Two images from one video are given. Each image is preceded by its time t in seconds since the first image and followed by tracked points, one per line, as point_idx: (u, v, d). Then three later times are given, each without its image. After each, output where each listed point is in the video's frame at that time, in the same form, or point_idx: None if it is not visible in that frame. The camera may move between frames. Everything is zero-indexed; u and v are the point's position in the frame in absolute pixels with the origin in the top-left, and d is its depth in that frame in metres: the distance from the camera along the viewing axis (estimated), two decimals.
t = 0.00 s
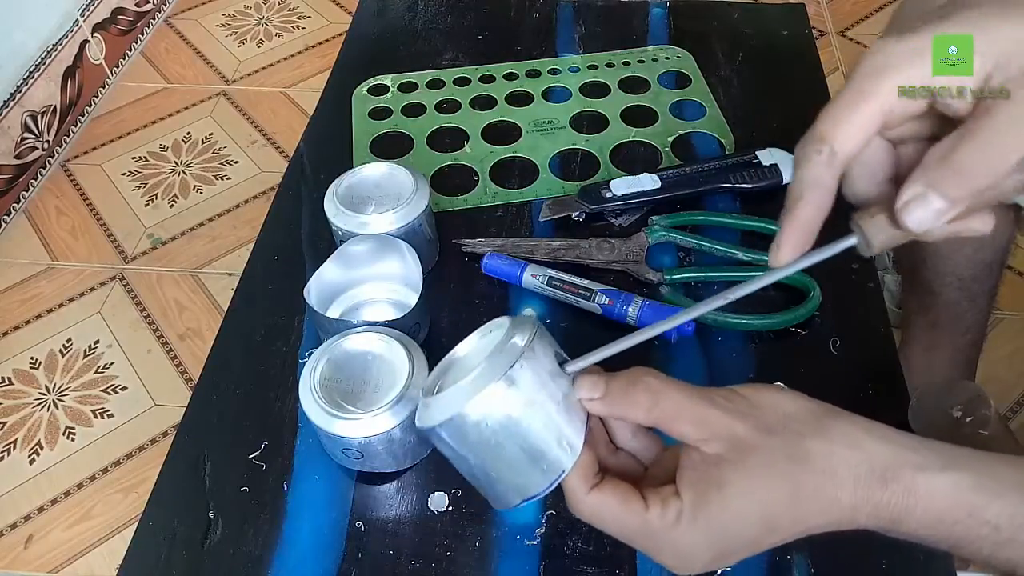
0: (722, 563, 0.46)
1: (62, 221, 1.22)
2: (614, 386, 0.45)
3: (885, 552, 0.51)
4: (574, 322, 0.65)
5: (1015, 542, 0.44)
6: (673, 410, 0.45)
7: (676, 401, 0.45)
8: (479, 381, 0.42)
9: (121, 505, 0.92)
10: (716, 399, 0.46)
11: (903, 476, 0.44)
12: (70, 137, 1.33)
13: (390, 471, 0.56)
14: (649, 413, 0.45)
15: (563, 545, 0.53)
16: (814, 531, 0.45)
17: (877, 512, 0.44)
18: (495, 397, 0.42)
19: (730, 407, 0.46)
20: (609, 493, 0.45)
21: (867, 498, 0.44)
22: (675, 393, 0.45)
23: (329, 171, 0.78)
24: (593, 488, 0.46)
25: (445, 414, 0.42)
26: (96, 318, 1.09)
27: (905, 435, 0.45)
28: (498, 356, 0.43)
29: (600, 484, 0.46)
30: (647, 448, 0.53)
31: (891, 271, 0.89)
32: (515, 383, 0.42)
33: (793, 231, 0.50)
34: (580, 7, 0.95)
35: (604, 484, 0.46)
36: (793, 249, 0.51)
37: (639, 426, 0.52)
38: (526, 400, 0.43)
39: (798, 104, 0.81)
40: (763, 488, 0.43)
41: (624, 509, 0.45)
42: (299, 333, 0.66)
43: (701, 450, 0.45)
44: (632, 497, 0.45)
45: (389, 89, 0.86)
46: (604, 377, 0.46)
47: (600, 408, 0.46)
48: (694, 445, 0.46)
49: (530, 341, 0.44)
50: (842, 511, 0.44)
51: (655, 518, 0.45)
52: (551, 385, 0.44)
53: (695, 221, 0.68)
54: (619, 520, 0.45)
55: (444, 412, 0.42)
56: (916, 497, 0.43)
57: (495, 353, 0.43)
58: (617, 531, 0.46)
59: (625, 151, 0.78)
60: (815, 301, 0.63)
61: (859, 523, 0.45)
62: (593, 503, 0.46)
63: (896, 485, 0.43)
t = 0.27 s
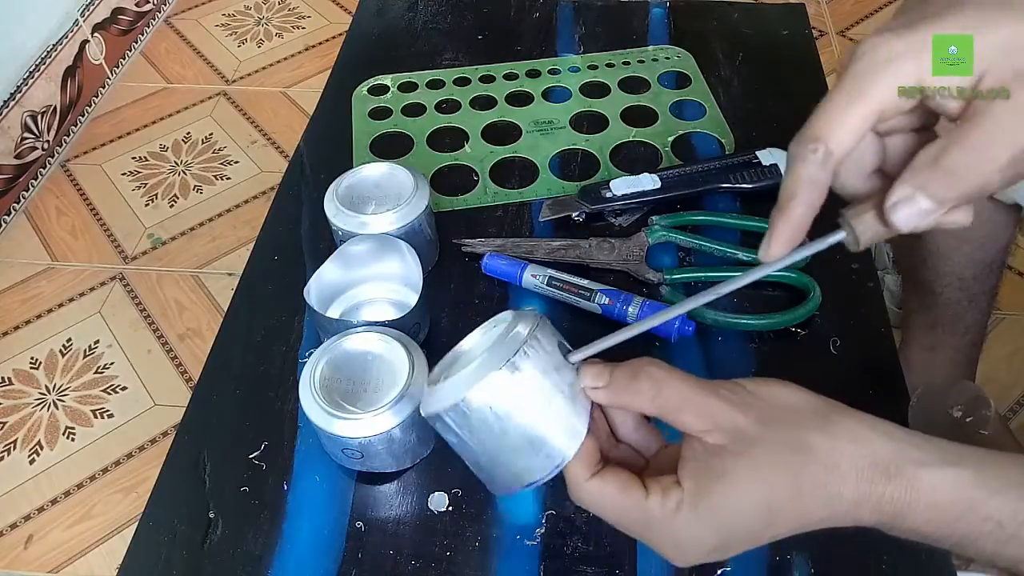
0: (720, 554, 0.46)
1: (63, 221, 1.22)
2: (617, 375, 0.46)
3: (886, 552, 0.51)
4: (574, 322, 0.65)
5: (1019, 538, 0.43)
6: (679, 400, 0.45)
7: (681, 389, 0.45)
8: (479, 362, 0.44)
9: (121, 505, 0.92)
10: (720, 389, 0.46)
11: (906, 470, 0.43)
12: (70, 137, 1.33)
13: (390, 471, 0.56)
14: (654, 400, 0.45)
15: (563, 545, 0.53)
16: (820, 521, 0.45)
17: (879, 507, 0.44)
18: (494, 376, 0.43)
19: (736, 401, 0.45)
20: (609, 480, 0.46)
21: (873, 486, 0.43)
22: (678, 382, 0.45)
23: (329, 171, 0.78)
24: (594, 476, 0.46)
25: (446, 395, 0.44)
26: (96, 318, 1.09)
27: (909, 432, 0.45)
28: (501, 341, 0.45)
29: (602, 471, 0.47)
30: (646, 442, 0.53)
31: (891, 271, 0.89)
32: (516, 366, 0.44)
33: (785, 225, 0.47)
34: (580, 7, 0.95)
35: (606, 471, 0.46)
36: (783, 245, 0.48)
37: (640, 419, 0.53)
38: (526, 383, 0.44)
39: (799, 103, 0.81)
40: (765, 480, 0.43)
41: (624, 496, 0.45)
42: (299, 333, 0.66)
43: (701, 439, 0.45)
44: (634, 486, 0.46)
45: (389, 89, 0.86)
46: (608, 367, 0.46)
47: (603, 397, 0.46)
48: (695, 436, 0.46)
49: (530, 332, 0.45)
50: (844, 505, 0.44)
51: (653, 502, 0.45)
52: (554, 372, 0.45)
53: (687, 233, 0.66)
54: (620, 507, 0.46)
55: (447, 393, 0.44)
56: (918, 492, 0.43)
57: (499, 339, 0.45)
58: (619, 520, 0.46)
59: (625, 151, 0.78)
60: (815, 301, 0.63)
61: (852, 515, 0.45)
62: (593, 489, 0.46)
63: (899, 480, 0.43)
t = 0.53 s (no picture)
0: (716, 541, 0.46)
1: (63, 221, 1.22)
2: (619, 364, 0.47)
3: (886, 553, 0.51)
4: (574, 322, 0.65)
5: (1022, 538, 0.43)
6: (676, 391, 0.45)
7: (682, 382, 0.45)
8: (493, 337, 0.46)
9: (121, 505, 0.92)
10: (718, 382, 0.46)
11: (907, 468, 0.43)
12: (70, 137, 1.33)
13: (390, 471, 0.56)
14: (656, 388, 0.46)
15: (563, 545, 0.53)
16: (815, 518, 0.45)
17: (879, 505, 0.43)
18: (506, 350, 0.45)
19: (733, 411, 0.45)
20: (607, 463, 0.47)
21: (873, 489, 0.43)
22: (680, 374, 0.45)
23: (329, 171, 0.78)
24: (591, 460, 0.47)
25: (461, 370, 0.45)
26: (96, 317, 1.09)
27: (909, 431, 0.45)
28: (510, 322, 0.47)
29: (599, 455, 0.47)
30: (649, 432, 0.53)
31: (891, 271, 0.89)
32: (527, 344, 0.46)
33: (780, 209, 0.48)
34: (580, 7, 0.95)
35: (603, 454, 0.47)
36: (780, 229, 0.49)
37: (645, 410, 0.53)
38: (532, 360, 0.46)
39: (799, 104, 0.81)
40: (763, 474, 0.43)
41: (623, 480, 0.46)
42: (299, 333, 0.66)
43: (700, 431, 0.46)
44: (633, 472, 0.46)
45: (389, 89, 0.86)
46: (611, 357, 0.48)
47: (605, 386, 0.47)
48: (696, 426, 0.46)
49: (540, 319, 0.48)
50: (843, 500, 0.43)
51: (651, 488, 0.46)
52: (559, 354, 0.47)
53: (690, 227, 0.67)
54: (617, 490, 0.46)
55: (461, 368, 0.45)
56: (918, 491, 0.43)
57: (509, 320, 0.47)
58: (615, 503, 0.47)
59: (625, 151, 0.78)
60: (815, 301, 0.63)
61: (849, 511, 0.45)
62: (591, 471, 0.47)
63: (900, 477, 0.43)
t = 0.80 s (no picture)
0: None
1: (63, 221, 1.22)
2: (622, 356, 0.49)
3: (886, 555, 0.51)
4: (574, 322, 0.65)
5: None
6: (665, 392, 0.46)
7: (671, 381, 0.46)
8: (545, 379, 0.46)
9: (121, 505, 0.92)
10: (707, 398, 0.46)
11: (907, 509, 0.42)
12: (70, 137, 1.33)
13: (390, 471, 0.57)
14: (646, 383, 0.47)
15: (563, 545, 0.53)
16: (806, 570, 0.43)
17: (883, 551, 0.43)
18: (566, 401, 0.46)
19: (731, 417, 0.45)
20: (555, 495, 0.43)
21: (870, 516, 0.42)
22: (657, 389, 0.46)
23: (329, 171, 0.78)
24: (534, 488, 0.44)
25: (511, 412, 0.45)
26: (96, 318, 1.09)
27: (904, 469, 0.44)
28: (554, 358, 0.47)
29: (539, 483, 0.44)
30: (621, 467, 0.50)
31: (891, 271, 0.89)
32: (587, 395, 0.47)
33: (782, 128, 0.49)
34: (580, 7, 0.95)
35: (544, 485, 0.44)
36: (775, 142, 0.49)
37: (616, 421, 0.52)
38: (575, 410, 0.47)
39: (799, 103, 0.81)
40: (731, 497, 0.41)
41: (577, 510, 0.43)
42: (299, 332, 0.66)
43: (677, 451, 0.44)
44: (588, 502, 0.43)
45: (389, 89, 0.86)
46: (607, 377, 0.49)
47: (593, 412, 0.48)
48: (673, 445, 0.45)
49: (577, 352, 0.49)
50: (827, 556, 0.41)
51: (610, 523, 0.42)
52: (598, 402, 0.49)
53: (696, 221, 0.68)
54: (571, 523, 0.43)
55: (515, 411, 0.45)
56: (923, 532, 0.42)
57: (553, 355, 0.47)
58: (571, 537, 0.44)
59: (625, 151, 0.78)
60: (815, 300, 0.63)
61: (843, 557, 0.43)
62: (540, 506, 0.43)
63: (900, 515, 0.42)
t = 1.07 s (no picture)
0: None
1: (63, 221, 1.22)
2: (611, 365, 0.48)
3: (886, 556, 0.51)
4: (575, 322, 0.65)
5: None
6: (655, 401, 0.45)
7: (662, 391, 0.45)
8: (536, 395, 0.45)
9: (121, 505, 0.92)
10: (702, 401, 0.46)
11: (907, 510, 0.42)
12: (70, 137, 1.33)
13: (390, 471, 0.56)
14: (635, 392, 0.46)
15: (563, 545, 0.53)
16: None
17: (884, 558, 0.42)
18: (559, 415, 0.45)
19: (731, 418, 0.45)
20: (548, 511, 0.43)
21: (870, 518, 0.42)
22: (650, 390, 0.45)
23: (329, 171, 0.78)
24: (530, 507, 0.43)
25: (504, 431, 0.45)
26: (96, 318, 1.09)
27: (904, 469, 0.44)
28: (545, 371, 0.46)
29: (534, 503, 0.44)
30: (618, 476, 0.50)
31: (891, 271, 0.89)
32: (579, 407, 0.46)
33: (782, 136, 0.48)
34: (580, 7, 0.95)
35: (539, 504, 0.43)
36: (777, 149, 0.48)
37: (609, 424, 0.50)
38: (569, 422, 0.47)
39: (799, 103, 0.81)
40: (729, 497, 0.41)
41: (567, 527, 0.43)
42: (299, 332, 0.66)
43: (669, 457, 0.44)
44: (580, 519, 0.43)
45: (389, 89, 0.86)
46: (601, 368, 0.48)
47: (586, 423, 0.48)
48: (664, 451, 0.44)
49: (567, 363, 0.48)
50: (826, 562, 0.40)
51: (605, 539, 0.42)
52: (591, 411, 0.48)
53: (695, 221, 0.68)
54: (563, 539, 0.43)
55: (507, 430, 0.45)
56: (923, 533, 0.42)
57: (543, 367, 0.46)
58: (565, 553, 0.44)
59: (626, 151, 0.78)
60: (815, 300, 0.63)
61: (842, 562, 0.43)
62: (533, 525, 0.43)
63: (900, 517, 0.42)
